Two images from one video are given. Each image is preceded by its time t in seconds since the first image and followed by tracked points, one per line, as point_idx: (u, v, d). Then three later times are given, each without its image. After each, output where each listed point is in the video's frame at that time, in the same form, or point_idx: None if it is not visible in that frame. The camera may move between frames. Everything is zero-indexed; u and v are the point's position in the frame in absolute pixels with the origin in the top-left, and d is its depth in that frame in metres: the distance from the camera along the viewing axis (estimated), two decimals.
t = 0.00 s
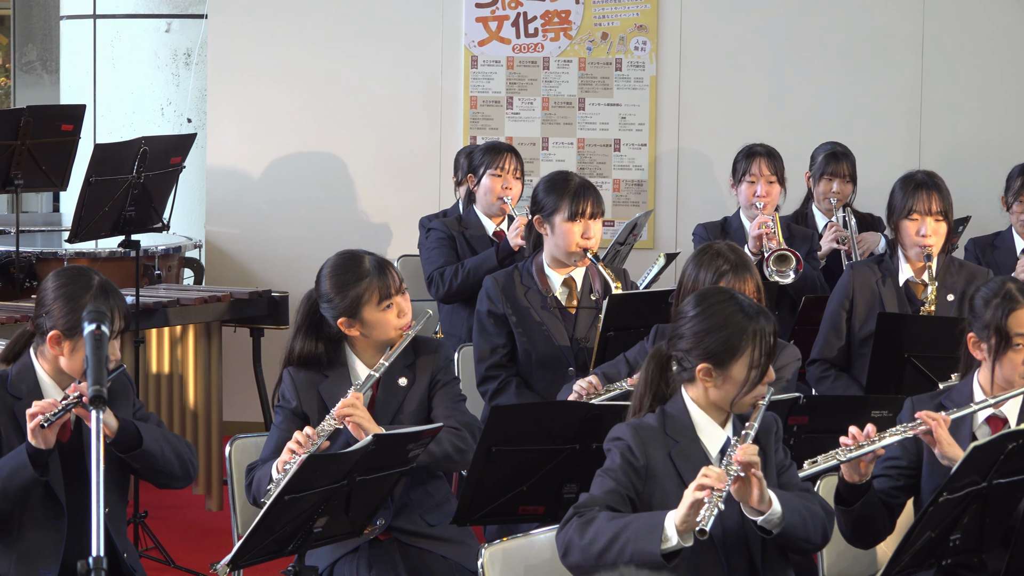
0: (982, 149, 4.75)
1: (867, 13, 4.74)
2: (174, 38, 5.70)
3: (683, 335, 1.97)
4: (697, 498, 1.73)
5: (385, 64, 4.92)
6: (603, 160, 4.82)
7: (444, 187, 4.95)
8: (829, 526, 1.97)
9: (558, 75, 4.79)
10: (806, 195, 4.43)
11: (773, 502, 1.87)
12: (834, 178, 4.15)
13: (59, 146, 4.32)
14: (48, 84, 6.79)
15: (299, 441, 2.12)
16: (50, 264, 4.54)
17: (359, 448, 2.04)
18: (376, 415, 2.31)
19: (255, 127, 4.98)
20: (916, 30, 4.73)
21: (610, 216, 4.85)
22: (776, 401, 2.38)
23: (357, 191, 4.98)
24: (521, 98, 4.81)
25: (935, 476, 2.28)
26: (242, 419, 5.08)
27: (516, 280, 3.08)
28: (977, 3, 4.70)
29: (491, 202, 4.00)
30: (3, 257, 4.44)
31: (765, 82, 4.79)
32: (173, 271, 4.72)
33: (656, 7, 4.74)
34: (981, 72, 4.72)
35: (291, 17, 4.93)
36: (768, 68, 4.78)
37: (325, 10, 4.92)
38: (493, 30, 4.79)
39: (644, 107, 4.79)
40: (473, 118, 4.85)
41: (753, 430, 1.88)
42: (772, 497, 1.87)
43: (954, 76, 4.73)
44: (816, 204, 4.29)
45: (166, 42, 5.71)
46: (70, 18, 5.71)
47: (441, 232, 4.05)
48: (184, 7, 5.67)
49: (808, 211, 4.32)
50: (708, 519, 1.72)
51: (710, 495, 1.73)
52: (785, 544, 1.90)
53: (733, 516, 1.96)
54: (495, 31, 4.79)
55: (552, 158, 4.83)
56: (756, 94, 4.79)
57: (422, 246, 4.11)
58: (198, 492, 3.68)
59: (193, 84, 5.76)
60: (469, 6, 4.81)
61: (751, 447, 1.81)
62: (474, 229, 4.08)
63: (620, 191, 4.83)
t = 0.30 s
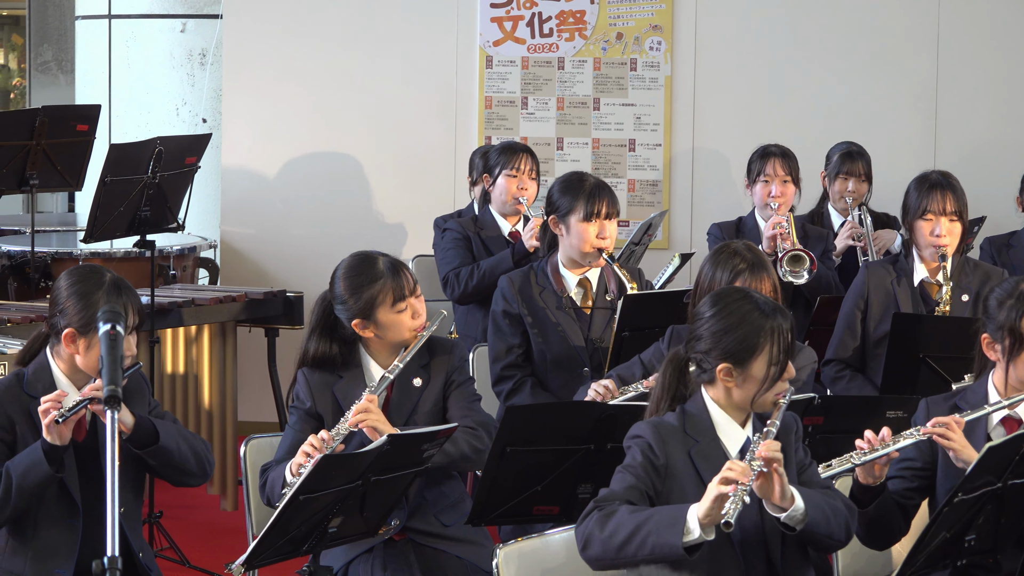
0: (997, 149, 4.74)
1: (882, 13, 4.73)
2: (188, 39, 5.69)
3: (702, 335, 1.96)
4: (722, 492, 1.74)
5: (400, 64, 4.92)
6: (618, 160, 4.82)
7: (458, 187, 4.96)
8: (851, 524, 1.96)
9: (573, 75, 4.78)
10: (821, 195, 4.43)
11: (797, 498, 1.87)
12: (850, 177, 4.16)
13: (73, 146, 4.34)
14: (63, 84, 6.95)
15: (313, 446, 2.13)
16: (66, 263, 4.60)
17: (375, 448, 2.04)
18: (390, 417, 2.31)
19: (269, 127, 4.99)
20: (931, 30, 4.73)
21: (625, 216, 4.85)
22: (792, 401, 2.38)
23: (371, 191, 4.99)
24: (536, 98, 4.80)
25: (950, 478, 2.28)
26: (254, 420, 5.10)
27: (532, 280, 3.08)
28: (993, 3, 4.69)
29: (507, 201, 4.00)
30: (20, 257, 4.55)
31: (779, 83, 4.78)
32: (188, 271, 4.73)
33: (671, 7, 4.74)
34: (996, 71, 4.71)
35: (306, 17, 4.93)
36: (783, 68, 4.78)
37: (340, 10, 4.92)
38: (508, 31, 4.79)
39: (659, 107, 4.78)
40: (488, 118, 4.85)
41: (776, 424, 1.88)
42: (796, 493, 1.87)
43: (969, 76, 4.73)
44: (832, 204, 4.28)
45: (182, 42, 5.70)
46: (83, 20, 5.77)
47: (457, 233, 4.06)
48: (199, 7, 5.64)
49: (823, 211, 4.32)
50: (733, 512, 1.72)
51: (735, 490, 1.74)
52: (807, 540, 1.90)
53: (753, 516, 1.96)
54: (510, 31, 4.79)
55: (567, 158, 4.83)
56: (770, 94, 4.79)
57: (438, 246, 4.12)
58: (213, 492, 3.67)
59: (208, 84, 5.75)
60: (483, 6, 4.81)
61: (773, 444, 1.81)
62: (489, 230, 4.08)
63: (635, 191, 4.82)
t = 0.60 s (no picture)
0: (1013, 149, 4.72)
1: (898, 12, 4.73)
2: (203, 38, 5.69)
3: (721, 336, 1.96)
4: (742, 491, 1.74)
5: (413, 64, 4.92)
6: (633, 160, 4.82)
7: (472, 187, 4.96)
8: (866, 525, 1.95)
9: (587, 74, 4.78)
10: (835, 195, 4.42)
11: (816, 499, 1.86)
12: (865, 177, 4.16)
13: (87, 145, 4.36)
14: (77, 83, 7.16)
15: (328, 445, 2.13)
16: (80, 260, 4.65)
17: (389, 447, 2.03)
18: (404, 417, 2.31)
19: (282, 126, 4.99)
20: (946, 30, 4.72)
21: (640, 216, 4.84)
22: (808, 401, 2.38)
23: (384, 190, 4.99)
24: (551, 97, 4.80)
25: (965, 478, 2.27)
26: (265, 419, 5.11)
27: (546, 280, 3.08)
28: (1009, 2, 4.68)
29: (522, 201, 4.01)
30: (34, 256, 4.65)
31: (794, 82, 4.78)
32: (202, 270, 4.76)
33: (685, 6, 4.74)
34: (1011, 71, 4.70)
35: (319, 16, 4.94)
36: (797, 67, 4.78)
37: (354, 8, 4.92)
38: (523, 30, 4.79)
39: (673, 107, 4.78)
40: (502, 117, 4.85)
41: (792, 429, 1.88)
42: (814, 493, 1.86)
43: (985, 76, 4.72)
44: (846, 204, 4.27)
45: (196, 41, 5.70)
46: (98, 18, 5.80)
47: (471, 232, 4.07)
48: (214, 7, 5.66)
49: (837, 210, 4.31)
50: (754, 511, 1.71)
51: (756, 489, 1.73)
52: (824, 539, 1.89)
53: (769, 517, 1.95)
54: (524, 30, 4.79)
55: (581, 157, 4.83)
56: (784, 93, 4.79)
57: (452, 245, 4.13)
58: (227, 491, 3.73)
59: (224, 84, 5.77)
60: (498, 5, 4.81)
61: (792, 444, 1.81)
62: (504, 229, 4.09)
63: (650, 190, 4.82)
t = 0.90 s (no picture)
0: None
1: (916, 12, 4.72)
2: (220, 37, 5.75)
3: (737, 334, 1.96)
4: (757, 488, 1.73)
5: (429, 63, 4.93)
6: (650, 160, 4.81)
7: (488, 187, 4.96)
8: (881, 526, 1.95)
9: (604, 74, 4.78)
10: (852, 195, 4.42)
11: (828, 498, 1.86)
12: (882, 177, 4.16)
13: (105, 145, 4.39)
14: (94, 83, 7.26)
15: (342, 443, 2.13)
16: (97, 260, 4.70)
17: (405, 446, 2.03)
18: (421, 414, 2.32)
19: (299, 126, 5.00)
20: (963, 30, 4.71)
21: (656, 216, 4.84)
22: (824, 402, 2.39)
23: (399, 190, 4.99)
24: (567, 96, 4.80)
25: (982, 478, 2.26)
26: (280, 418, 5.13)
27: (562, 280, 3.08)
28: None
29: (538, 201, 4.02)
30: (51, 256, 4.73)
31: (811, 82, 4.78)
32: (219, 270, 4.85)
33: (702, 6, 4.74)
34: None
35: (336, 16, 4.94)
36: (814, 67, 4.77)
37: (370, 8, 4.93)
38: (539, 30, 4.79)
39: (689, 107, 4.78)
40: (519, 117, 4.85)
41: (806, 428, 1.88)
42: (826, 493, 1.86)
43: (1002, 75, 4.71)
44: (863, 205, 4.28)
45: (213, 40, 5.75)
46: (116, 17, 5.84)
47: (488, 232, 4.08)
48: (231, 6, 5.72)
49: (854, 210, 4.31)
50: (768, 509, 1.71)
51: (771, 486, 1.73)
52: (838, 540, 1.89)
53: (784, 518, 1.95)
54: (541, 29, 4.79)
55: (598, 157, 4.83)
56: (800, 93, 4.78)
57: (469, 245, 4.14)
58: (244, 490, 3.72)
59: (239, 83, 5.84)
60: (515, 5, 4.81)
61: (806, 443, 1.81)
62: (520, 229, 4.10)
63: (666, 190, 4.82)
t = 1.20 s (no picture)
0: None
1: (934, 12, 4.71)
2: (238, 38, 5.76)
3: (754, 334, 1.96)
4: (775, 489, 1.73)
5: (446, 64, 4.93)
6: (668, 160, 4.81)
7: (506, 187, 4.97)
8: (898, 527, 1.94)
9: (621, 75, 4.78)
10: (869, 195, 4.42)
11: (845, 498, 1.86)
12: (899, 177, 4.16)
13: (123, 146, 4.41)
14: (112, 83, 7.28)
15: (359, 442, 2.13)
16: (115, 261, 4.72)
17: (423, 447, 2.03)
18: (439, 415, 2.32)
19: (316, 127, 5.01)
20: (981, 29, 4.70)
21: (674, 216, 4.84)
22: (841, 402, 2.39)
23: (415, 190, 5.00)
24: (585, 97, 4.80)
25: (999, 479, 2.25)
26: (297, 418, 5.14)
27: (580, 280, 3.08)
28: None
29: (556, 201, 4.02)
30: (70, 256, 4.73)
31: (827, 82, 4.77)
32: (237, 269, 4.96)
33: (720, 7, 4.73)
34: None
35: (353, 16, 4.94)
36: (831, 67, 4.77)
37: (387, 9, 4.93)
38: (557, 30, 4.79)
39: (707, 107, 4.77)
40: (536, 117, 4.85)
41: (823, 429, 1.88)
42: (844, 492, 1.86)
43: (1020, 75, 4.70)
44: (881, 205, 4.27)
45: (231, 41, 5.76)
46: (134, 18, 5.85)
47: (506, 232, 4.07)
48: (248, 6, 5.71)
49: (872, 210, 4.31)
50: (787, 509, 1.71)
51: (789, 486, 1.73)
52: (855, 541, 1.89)
53: (802, 518, 1.95)
54: (559, 30, 4.78)
55: (616, 157, 4.83)
56: (817, 94, 4.78)
57: (487, 245, 4.15)
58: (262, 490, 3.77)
59: (258, 84, 5.84)
60: (532, 5, 4.81)
61: (824, 444, 1.81)
62: (538, 230, 4.10)
63: (684, 191, 4.82)
